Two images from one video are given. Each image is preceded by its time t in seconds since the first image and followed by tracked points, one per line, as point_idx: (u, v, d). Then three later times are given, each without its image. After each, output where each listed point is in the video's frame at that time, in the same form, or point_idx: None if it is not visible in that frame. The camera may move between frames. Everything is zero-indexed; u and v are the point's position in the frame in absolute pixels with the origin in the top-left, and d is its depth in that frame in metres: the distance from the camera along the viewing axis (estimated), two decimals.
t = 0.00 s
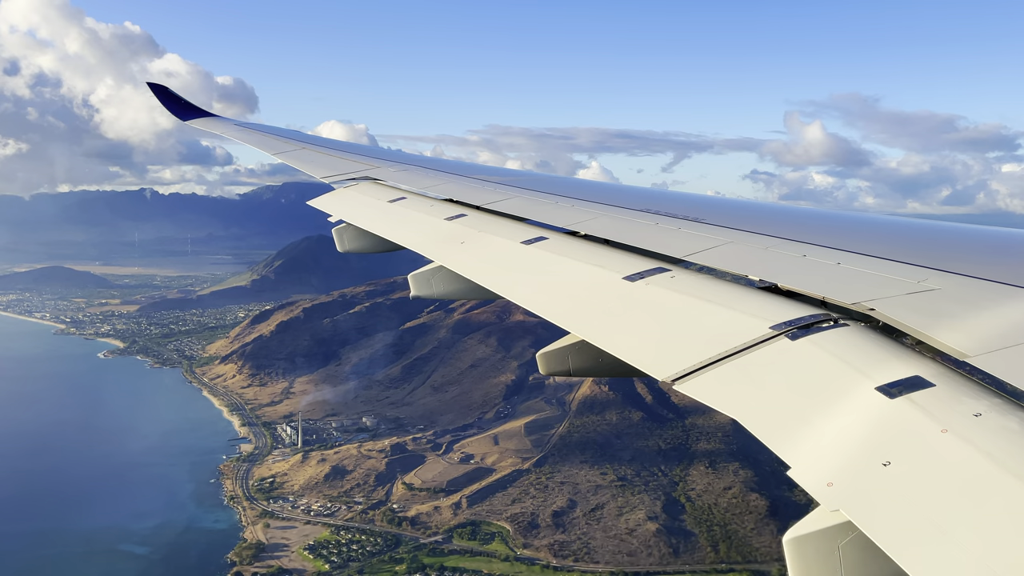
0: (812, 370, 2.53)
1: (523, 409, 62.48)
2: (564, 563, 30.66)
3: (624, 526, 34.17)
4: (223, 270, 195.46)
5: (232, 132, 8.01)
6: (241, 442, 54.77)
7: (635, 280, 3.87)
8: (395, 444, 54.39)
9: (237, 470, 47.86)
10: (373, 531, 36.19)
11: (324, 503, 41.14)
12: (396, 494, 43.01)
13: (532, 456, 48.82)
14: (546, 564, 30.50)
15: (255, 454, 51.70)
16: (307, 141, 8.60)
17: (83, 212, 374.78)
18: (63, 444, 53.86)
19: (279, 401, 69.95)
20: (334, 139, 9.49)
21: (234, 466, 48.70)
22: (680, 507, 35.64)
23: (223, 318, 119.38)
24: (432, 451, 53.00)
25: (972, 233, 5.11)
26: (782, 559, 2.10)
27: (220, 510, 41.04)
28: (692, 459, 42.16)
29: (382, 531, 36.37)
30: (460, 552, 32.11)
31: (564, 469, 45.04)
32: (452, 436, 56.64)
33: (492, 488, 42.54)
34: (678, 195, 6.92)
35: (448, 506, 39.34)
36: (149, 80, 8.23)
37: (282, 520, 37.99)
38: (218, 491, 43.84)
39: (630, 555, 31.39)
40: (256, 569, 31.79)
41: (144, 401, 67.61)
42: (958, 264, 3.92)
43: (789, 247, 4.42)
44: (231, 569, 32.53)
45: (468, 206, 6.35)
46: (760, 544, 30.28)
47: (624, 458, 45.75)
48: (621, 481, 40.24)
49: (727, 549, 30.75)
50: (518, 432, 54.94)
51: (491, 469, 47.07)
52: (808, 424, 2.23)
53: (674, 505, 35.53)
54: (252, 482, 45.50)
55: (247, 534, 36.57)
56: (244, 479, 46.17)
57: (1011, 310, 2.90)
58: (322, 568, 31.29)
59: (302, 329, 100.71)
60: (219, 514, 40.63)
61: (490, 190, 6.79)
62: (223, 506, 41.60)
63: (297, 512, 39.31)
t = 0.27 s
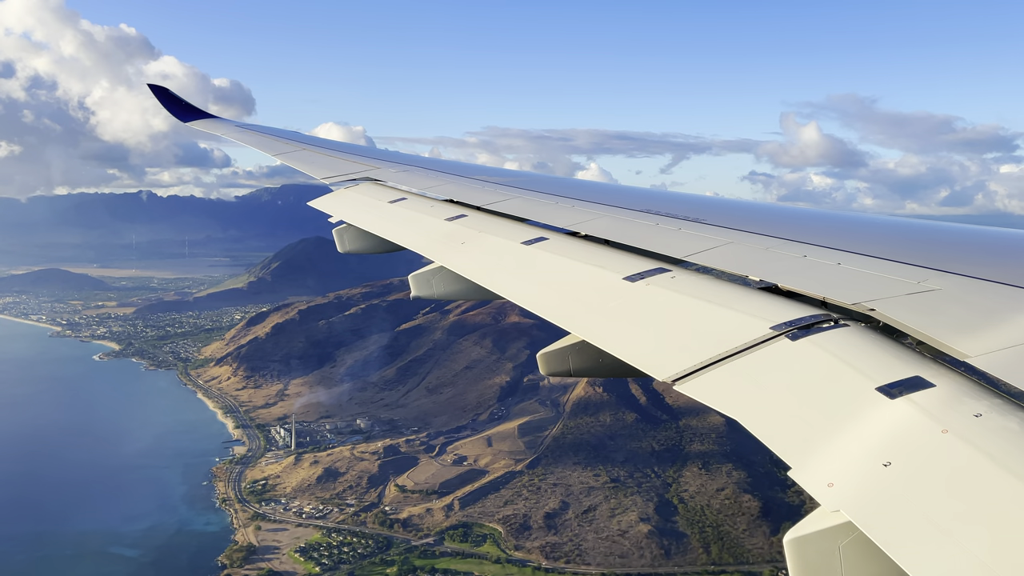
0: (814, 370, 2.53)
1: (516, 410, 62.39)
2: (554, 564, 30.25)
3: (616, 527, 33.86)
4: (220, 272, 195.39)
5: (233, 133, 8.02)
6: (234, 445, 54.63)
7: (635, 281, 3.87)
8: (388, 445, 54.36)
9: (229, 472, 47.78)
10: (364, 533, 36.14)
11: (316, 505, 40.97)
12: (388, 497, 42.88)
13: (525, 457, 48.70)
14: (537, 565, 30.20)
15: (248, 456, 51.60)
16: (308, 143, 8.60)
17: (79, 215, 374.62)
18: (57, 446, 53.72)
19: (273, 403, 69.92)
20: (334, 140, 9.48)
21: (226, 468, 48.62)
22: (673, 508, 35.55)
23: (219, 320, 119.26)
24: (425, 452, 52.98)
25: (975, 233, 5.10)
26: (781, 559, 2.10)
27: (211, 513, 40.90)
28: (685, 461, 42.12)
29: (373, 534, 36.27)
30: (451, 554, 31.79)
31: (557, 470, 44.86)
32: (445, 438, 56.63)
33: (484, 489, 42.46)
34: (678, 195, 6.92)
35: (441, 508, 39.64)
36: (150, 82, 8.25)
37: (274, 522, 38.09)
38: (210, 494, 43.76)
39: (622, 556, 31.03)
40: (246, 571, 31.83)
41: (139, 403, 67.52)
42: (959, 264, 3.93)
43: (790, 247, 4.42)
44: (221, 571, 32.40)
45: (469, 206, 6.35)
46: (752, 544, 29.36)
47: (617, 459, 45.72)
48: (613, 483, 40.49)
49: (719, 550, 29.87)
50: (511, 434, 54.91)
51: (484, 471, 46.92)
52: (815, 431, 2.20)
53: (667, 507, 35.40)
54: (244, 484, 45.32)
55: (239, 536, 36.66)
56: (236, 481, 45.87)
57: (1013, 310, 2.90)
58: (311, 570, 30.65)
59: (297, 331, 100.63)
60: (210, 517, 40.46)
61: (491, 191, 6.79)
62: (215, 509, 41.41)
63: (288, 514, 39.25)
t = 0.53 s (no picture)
0: (815, 370, 2.52)
1: (510, 412, 62.38)
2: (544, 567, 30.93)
3: (608, 530, 34.17)
4: (217, 274, 195.49)
5: (233, 133, 8.01)
6: (227, 447, 54.62)
7: (635, 281, 3.87)
8: (381, 448, 54.42)
9: (221, 476, 47.75)
10: (355, 536, 36.44)
11: (307, 508, 41.32)
12: (380, 500, 42.93)
13: (518, 459, 48.79)
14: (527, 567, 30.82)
15: (241, 459, 51.55)
16: (309, 142, 8.60)
17: (75, 217, 374.33)
18: (51, 450, 53.64)
19: (268, 405, 69.93)
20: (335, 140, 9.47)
21: (218, 471, 48.63)
22: (665, 510, 35.62)
23: (216, 322, 119.25)
24: (418, 455, 53.05)
25: (973, 234, 5.12)
26: (783, 557, 2.10)
27: (203, 517, 40.98)
28: (678, 463, 42.36)
29: (365, 535, 36.63)
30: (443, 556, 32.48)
31: (550, 471, 44.94)
32: (438, 441, 56.65)
33: (476, 492, 42.48)
34: (679, 195, 6.92)
35: (432, 511, 39.77)
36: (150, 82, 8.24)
37: (265, 525, 38.15)
38: (202, 498, 43.71)
39: (613, 560, 31.37)
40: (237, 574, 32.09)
41: (134, 406, 67.48)
42: (957, 265, 3.94)
43: (790, 247, 4.42)
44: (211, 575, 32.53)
45: (469, 207, 6.35)
46: (744, 548, 29.60)
47: (610, 460, 45.78)
48: (606, 486, 40.31)
49: (710, 553, 30.55)
50: (504, 436, 54.99)
51: (477, 473, 46.99)
52: (818, 431, 2.18)
53: (659, 509, 35.64)
54: (236, 487, 45.54)
55: (230, 539, 36.81)
56: (228, 485, 45.98)
57: (1013, 311, 2.91)
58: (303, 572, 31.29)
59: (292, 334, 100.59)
60: (203, 521, 40.68)
61: (491, 191, 6.79)
62: (207, 513, 41.42)
63: (280, 517, 39.37)
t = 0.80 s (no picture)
0: (816, 371, 2.52)
1: (504, 415, 62.34)
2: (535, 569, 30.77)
3: (600, 532, 34.23)
4: (213, 276, 195.52)
5: (234, 132, 8.00)
6: (220, 450, 54.62)
7: (636, 280, 3.87)
8: (373, 451, 54.44)
9: (213, 479, 47.66)
10: (346, 540, 36.22)
11: (300, 511, 41.30)
12: (372, 502, 42.93)
13: (511, 461, 48.68)
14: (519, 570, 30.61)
15: (234, 462, 51.45)
16: (310, 141, 8.60)
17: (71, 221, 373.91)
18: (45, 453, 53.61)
19: (262, 408, 69.94)
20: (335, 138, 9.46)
21: (211, 475, 48.56)
22: (658, 513, 35.59)
23: (212, 325, 119.24)
24: (410, 457, 53.13)
25: (974, 233, 5.13)
26: (783, 557, 2.10)
27: (194, 520, 40.86)
28: (671, 466, 42.64)
29: (356, 540, 36.26)
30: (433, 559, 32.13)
31: (543, 474, 44.80)
32: (431, 443, 56.67)
33: (469, 495, 42.35)
34: (679, 195, 6.94)
35: (424, 514, 39.47)
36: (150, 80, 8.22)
37: (256, 528, 37.74)
38: (193, 501, 43.68)
39: (605, 562, 31.63)
40: None
41: (128, 409, 67.36)
42: (957, 264, 3.95)
43: (790, 247, 4.43)
44: None
45: (471, 206, 6.35)
46: (735, 550, 29.98)
47: (603, 463, 45.49)
48: (598, 488, 40.40)
49: (703, 555, 30.18)
50: (497, 438, 55.01)
51: (470, 475, 46.94)
52: (816, 430, 2.20)
53: (652, 512, 35.51)
54: (229, 490, 45.51)
55: (220, 543, 36.21)
56: (220, 488, 45.92)
57: (1014, 311, 2.92)
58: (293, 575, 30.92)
59: (287, 338, 100.54)
60: (194, 524, 40.44)
61: (491, 190, 6.79)
62: (198, 516, 41.35)
63: (271, 520, 39.03)
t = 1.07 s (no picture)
0: (816, 370, 2.52)
1: (498, 417, 62.25)
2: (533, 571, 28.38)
3: (591, 533, 34.08)
4: (210, 279, 195.36)
5: (234, 131, 7.99)
6: (213, 454, 54.46)
7: (635, 280, 3.87)
8: (366, 454, 54.38)
9: (205, 482, 47.50)
10: (337, 542, 34.51)
11: (290, 514, 39.89)
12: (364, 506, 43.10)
13: (504, 465, 48.04)
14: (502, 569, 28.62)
15: (227, 465, 51.34)
16: (309, 141, 8.59)
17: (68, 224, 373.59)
18: (39, 457, 53.70)
19: (256, 411, 69.90)
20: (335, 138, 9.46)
21: (203, 478, 48.42)
22: (649, 515, 35.74)
23: (208, 328, 119.05)
24: (403, 462, 53.20)
25: (972, 234, 5.15)
26: (782, 557, 2.09)
27: (185, 523, 40.78)
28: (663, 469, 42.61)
29: (348, 543, 34.27)
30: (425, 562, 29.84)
31: (535, 476, 44.60)
32: (425, 446, 56.58)
33: (460, 497, 42.20)
34: (677, 195, 6.95)
35: (416, 517, 39.52)
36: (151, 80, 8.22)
37: (247, 532, 37.32)
38: (184, 504, 43.63)
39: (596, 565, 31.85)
40: None
41: (123, 413, 67.26)
42: (956, 264, 3.97)
43: (790, 247, 4.44)
44: None
45: (471, 205, 6.35)
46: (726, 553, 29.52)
47: (597, 465, 44.74)
48: (590, 490, 39.77)
49: (694, 557, 29.19)
50: (490, 442, 55.07)
51: (462, 478, 46.81)
52: (815, 429, 2.20)
53: (643, 514, 35.70)
54: (221, 493, 45.46)
55: (212, 546, 36.20)
56: (213, 492, 45.81)
57: (1014, 311, 2.92)
58: None
59: (282, 340, 100.48)
60: (185, 528, 40.26)
61: (491, 190, 6.80)
62: (190, 519, 41.23)
63: (262, 524, 38.60)
